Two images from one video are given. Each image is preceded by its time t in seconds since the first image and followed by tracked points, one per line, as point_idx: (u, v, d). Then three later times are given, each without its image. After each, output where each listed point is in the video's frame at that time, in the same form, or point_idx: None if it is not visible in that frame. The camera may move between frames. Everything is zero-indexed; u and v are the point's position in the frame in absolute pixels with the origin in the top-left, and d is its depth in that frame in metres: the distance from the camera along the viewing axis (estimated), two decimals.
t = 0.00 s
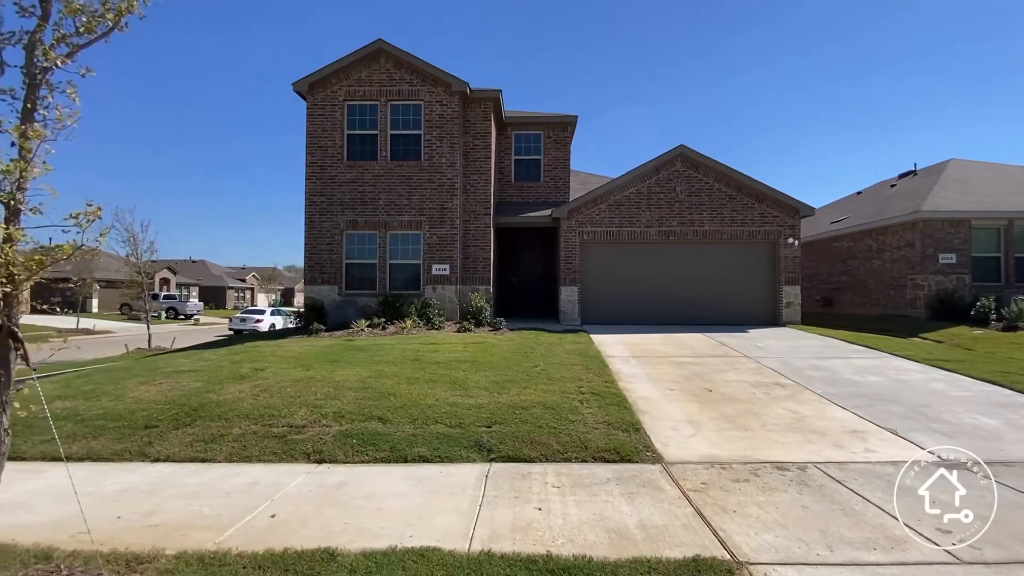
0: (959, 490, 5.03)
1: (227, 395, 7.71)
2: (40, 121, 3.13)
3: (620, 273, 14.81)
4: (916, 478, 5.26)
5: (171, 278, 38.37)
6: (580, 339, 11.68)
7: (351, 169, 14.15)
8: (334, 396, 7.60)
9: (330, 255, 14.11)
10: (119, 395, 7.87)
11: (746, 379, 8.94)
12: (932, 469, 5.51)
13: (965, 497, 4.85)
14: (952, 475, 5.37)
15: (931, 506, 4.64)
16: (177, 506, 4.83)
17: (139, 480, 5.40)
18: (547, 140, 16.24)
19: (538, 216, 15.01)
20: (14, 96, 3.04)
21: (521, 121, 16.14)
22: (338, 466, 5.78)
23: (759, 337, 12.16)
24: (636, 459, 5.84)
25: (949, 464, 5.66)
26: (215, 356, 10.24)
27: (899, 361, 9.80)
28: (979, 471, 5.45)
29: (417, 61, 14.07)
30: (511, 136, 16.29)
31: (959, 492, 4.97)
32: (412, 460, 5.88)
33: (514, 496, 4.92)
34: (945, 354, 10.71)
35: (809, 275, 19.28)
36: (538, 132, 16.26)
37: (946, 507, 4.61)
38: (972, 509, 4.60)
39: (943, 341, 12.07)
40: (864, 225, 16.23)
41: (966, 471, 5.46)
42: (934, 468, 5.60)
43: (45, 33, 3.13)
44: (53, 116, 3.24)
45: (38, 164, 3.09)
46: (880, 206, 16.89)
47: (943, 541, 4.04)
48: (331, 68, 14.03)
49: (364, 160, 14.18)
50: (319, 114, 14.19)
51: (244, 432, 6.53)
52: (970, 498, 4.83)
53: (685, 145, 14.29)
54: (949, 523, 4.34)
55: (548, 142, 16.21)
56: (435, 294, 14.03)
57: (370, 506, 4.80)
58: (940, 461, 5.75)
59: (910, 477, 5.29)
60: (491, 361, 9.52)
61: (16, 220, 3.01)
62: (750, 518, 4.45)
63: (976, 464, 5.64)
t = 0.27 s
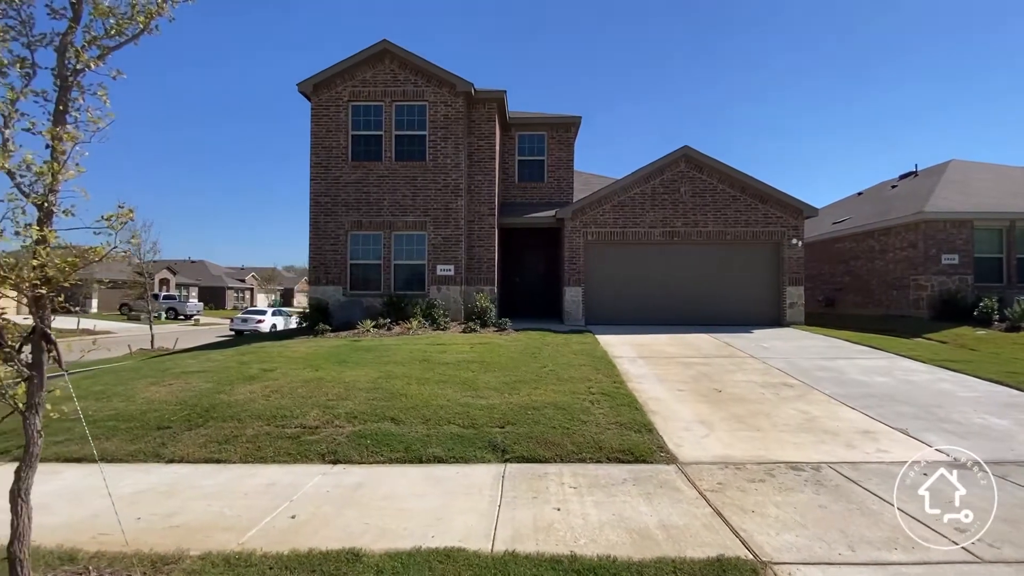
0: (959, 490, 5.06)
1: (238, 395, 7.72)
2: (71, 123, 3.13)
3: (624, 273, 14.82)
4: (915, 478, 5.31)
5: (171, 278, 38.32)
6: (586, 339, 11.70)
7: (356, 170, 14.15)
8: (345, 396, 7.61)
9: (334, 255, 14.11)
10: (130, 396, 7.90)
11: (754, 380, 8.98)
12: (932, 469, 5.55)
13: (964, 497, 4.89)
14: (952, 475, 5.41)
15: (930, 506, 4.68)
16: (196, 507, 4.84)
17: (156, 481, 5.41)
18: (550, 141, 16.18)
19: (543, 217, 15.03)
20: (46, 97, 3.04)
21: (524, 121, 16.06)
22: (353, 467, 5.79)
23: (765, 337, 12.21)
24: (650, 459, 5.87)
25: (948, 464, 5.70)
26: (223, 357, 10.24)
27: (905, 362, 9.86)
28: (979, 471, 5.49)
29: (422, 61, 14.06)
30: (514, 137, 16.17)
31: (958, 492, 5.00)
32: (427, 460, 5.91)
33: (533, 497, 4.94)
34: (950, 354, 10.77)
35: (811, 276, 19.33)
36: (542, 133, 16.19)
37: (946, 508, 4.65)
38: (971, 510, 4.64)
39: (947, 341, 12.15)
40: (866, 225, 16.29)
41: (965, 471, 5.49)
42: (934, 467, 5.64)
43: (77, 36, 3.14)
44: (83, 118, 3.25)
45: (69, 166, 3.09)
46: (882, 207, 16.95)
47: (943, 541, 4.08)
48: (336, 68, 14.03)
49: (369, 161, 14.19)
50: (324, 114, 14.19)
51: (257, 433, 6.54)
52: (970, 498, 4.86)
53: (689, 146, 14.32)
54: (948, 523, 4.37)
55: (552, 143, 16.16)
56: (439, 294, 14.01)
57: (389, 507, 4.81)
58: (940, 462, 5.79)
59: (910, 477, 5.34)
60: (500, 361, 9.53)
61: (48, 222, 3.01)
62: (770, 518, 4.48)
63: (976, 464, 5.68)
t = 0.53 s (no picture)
0: (959, 490, 5.06)
1: (251, 394, 7.77)
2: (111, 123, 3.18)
3: (628, 273, 14.87)
4: (916, 478, 5.32)
5: (170, 279, 38.22)
6: (592, 338, 11.76)
7: (361, 170, 14.17)
8: (358, 395, 7.66)
9: (339, 255, 14.13)
10: (143, 395, 7.95)
11: (762, 379, 9.07)
12: (933, 469, 5.55)
13: (964, 497, 4.88)
14: (952, 475, 5.41)
15: (930, 506, 4.67)
16: (220, 504, 4.89)
17: (177, 479, 5.47)
18: (554, 142, 16.20)
19: (547, 217, 15.09)
20: (87, 98, 3.09)
21: (527, 122, 16.08)
22: (371, 464, 5.85)
23: (769, 337, 12.31)
24: (665, 456, 5.94)
25: (949, 464, 5.70)
26: (231, 356, 10.27)
27: (910, 361, 9.97)
28: (980, 471, 5.48)
29: (426, 62, 14.09)
30: (517, 138, 16.20)
31: (958, 492, 5.00)
32: (444, 458, 5.96)
33: (553, 493, 5.01)
34: (953, 354, 10.90)
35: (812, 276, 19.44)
36: (545, 134, 16.22)
37: (947, 507, 4.65)
38: (971, 510, 4.63)
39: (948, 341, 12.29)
40: (867, 226, 16.42)
41: (966, 471, 5.49)
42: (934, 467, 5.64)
43: (117, 37, 3.19)
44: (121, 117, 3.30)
45: (109, 165, 3.14)
46: (883, 207, 17.08)
47: (943, 540, 4.07)
48: (341, 69, 14.05)
49: (373, 161, 14.21)
50: (329, 115, 14.21)
51: (273, 431, 6.60)
52: (970, 498, 4.86)
53: (692, 147, 14.39)
54: (948, 522, 4.37)
55: (555, 144, 16.19)
56: (444, 294, 14.05)
57: (411, 503, 4.87)
58: (941, 462, 5.79)
59: (910, 476, 5.35)
60: (508, 361, 9.59)
61: (89, 220, 3.06)
62: (788, 513, 4.57)
63: (978, 465, 5.67)
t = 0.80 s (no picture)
0: (959, 491, 5.11)
1: (266, 393, 7.85)
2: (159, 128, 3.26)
3: (631, 274, 14.98)
4: (916, 478, 5.37)
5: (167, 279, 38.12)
6: (598, 338, 11.87)
7: (366, 171, 14.22)
8: (373, 394, 7.75)
9: (345, 255, 14.19)
10: (159, 395, 8.03)
11: (768, 378, 9.20)
12: (933, 470, 5.61)
13: (963, 497, 4.93)
14: (952, 475, 5.47)
15: (930, 506, 4.72)
16: (247, 501, 4.98)
17: (201, 477, 5.55)
18: (557, 143, 16.25)
19: (551, 218, 15.19)
20: (137, 104, 3.17)
21: (532, 123, 16.12)
22: (392, 462, 5.94)
23: (772, 337, 12.46)
24: (679, 454, 6.06)
25: (949, 464, 5.76)
26: (241, 356, 10.33)
27: (912, 360, 10.14)
28: (980, 472, 5.53)
29: (431, 63, 14.14)
30: (521, 139, 16.25)
31: (958, 492, 5.05)
32: (462, 456, 6.06)
33: (574, 490, 5.12)
34: (954, 353, 11.08)
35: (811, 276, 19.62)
36: (549, 135, 16.27)
37: (946, 507, 4.70)
38: (971, 509, 4.68)
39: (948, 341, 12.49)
40: (866, 227, 16.61)
41: (966, 472, 5.54)
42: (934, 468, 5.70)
43: (166, 45, 3.28)
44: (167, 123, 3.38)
45: (158, 169, 3.23)
46: (882, 209, 17.27)
47: (942, 540, 4.11)
48: (346, 70, 14.10)
49: (378, 162, 14.26)
50: (334, 116, 14.25)
51: (291, 429, 6.68)
52: (969, 498, 4.91)
53: (695, 148, 14.46)
54: (947, 522, 4.42)
55: (559, 145, 16.25)
56: (449, 294, 14.14)
57: (435, 500, 4.97)
58: (943, 462, 5.83)
59: (910, 477, 5.40)
60: (518, 360, 9.69)
61: (139, 224, 3.15)
62: (805, 508, 4.71)
63: (979, 466, 5.71)
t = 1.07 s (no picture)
0: (959, 491, 5.17)
1: (276, 394, 7.89)
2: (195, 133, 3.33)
3: (632, 274, 15.08)
4: (916, 479, 5.43)
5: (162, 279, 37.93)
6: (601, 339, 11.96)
7: (368, 172, 14.25)
8: (383, 394, 7.80)
9: (347, 256, 14.21)
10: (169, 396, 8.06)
11: (772, 377, 9.32)
12: (933, 470, 5.68)
13: (963, 497, 4.99)
14: (952, 476, 5.53)
15: (930, 506, 4.77)
16: (267, 500, 5.03)
17: (219, 477, 5.60)
18: (558, 144, 16.34)
19: (553, 219, 15.26)
20: (175, 109, 3.24)
21: (535, 125, 16.18)
22: (407, 462, 6.00)
23: (773, 337, 12.60)
24: (690, 452, 6.16)
25: (949, 465, 5.82)
26: (247, 357, 10.35)
27: (912, 360, 10.30)
28: (980, 473, 5.59)
29: (434, 64, 14.18)
30: (522, 140, 16.32)
31: (958, 492, 5.10)
32: (476, 455, 6.13)
33: (590, 488, 5.20)
34: (953, 353, 11.26)
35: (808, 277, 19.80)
36: (550, 136, 16.34)
37: (947, 507, 4.75)
38: (971, 510, 4.73)
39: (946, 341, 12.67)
40: (864, 228, 16.79)
41: (966, 473, 5.60)
42: (934, 468, 5.77)
43: (203, 52, 3.35)
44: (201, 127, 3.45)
45: (195, 173, 3.30)
46: (879, 210, 17.45)
47: (943, 540, 4.16)
48: (349, 71, 14.11)
49: (381, 163, 14.28)
50: (336, 116, 14.27)
51: (305, 429, 6.73)
52: (969, 499, 4.96)
53: (696, 150, 14.54)
54: (947, 522, 4.47)
55: (560, 146, 16.34)
56: (452, 295, 14.19)
57: (454, 499, 5.04)
58: (943, 463, 5.90)
59: (910, 477, 5.46)
60: (524, 360, 9.76)
61: (177, 227, 3.22)
62: (818, 505, 4.82)
63: (979, 466, 5.77)
